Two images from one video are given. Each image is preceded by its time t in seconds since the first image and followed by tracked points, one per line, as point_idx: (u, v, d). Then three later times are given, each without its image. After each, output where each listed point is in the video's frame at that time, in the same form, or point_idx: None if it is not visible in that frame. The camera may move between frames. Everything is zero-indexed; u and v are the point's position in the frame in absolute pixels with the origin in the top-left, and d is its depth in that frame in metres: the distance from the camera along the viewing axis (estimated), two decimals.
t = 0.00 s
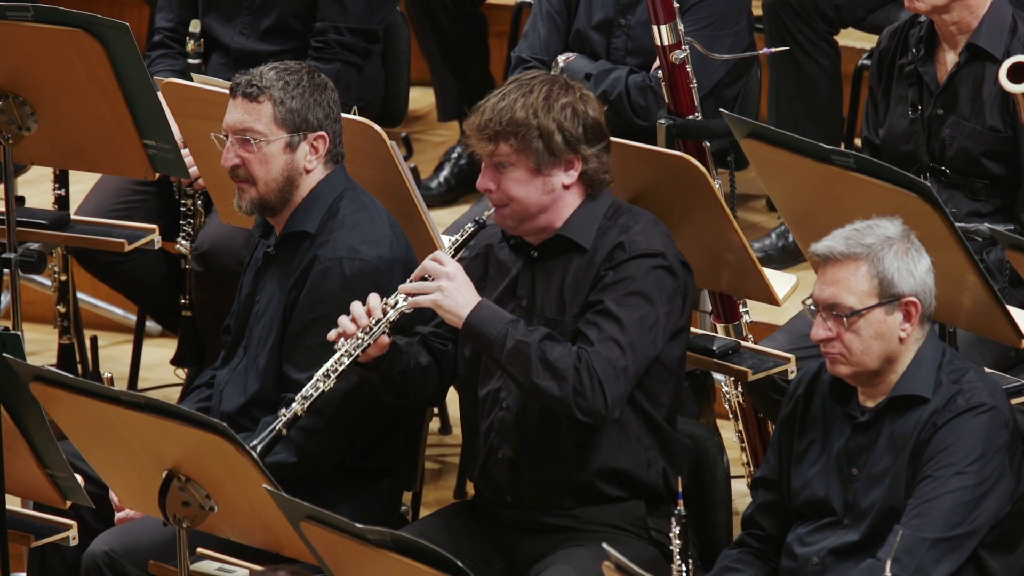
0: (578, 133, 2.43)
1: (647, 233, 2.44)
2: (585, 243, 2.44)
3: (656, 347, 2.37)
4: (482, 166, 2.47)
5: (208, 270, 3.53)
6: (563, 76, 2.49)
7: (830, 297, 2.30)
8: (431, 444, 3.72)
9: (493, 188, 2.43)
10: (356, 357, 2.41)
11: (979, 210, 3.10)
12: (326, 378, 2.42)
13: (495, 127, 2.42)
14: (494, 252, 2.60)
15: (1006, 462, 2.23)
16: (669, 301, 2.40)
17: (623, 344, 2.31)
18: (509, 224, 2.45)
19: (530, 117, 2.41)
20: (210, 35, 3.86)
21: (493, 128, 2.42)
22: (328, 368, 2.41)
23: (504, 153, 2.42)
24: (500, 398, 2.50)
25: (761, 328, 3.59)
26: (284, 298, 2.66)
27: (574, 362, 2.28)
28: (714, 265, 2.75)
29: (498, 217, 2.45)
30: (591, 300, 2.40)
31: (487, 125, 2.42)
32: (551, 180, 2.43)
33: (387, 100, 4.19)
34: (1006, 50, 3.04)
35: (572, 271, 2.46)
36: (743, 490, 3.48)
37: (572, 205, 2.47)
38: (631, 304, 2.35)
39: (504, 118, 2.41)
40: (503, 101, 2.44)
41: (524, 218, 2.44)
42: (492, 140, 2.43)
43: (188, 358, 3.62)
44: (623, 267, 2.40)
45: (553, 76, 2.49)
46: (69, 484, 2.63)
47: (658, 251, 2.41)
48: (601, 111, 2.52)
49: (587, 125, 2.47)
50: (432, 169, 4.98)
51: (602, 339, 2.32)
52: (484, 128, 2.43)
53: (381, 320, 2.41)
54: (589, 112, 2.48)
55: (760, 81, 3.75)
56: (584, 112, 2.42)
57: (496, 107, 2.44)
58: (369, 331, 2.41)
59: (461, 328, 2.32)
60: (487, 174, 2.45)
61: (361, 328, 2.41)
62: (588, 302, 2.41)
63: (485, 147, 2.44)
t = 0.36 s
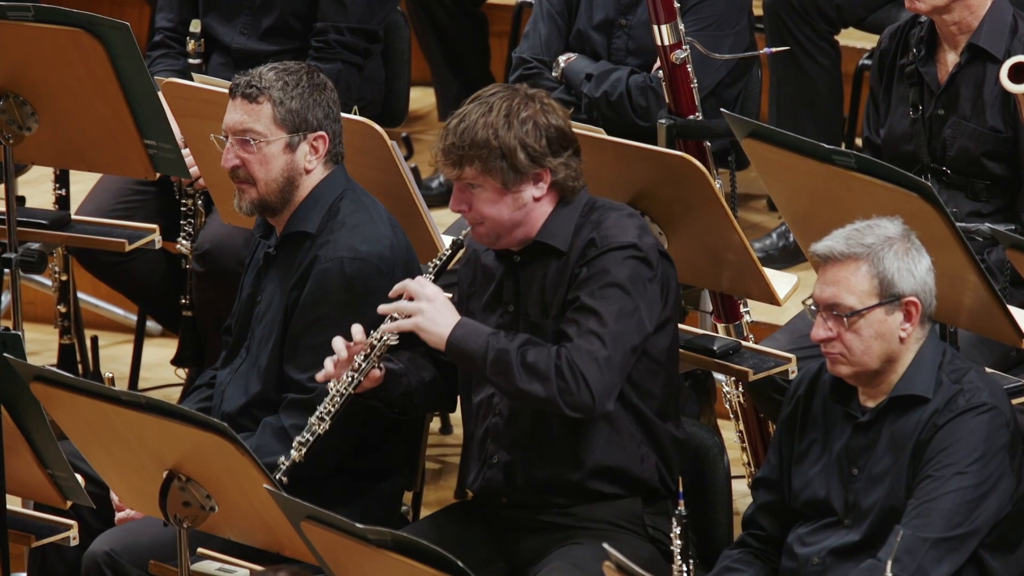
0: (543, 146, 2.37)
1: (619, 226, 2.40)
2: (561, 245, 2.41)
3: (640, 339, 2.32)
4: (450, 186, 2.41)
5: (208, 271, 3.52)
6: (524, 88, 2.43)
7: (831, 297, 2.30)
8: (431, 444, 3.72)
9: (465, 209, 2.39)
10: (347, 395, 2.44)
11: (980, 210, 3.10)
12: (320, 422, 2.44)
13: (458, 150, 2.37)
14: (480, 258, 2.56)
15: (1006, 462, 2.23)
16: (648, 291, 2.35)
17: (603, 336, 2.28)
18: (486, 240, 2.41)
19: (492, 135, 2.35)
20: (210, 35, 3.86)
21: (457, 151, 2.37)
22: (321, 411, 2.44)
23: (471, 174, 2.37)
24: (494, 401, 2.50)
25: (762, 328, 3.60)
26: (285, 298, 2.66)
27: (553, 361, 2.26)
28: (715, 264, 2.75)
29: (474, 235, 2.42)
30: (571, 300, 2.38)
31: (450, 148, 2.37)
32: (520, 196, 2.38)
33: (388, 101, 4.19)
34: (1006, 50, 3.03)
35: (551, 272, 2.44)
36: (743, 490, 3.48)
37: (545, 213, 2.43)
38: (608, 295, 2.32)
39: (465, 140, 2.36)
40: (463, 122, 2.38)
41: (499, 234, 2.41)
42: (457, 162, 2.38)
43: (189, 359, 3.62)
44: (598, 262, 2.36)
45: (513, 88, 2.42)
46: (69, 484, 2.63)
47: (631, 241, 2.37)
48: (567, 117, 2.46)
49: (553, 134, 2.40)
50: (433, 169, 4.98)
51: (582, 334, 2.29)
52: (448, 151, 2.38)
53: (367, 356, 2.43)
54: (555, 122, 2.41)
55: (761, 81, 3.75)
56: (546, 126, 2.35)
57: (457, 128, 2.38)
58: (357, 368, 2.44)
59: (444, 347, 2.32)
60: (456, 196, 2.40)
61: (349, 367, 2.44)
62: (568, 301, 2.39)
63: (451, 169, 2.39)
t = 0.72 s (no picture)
0: (523, 172, 2.33)
1: (605, 263, 2.35)
2: (546, 276, 2.37)
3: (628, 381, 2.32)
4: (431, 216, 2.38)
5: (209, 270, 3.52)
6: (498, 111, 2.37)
7: (833, 297, 2.30)
8: (433, 444, 3.72)
9: (447, 239, 2.35)
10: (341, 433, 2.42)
11: (981, 210, 3.10)
12: (315, 460, 2.42)
13: (436, 181, 2.32)
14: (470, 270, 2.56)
15: (1008, 461, 2.23)
16: (635, 329, 2.33)
17: (593, 394, 2.27)
18: (470, 268, 2.38)
19: (468, 166, 2.31)
20: (212, 35, 3.86)
21: (434, 183, 2.32)
22: (314, 449, 2.42)
23: (449, 205, 2.33)
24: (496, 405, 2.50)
25: (764, 328, 3.60)
26: (287, 299, 2.66)
27: (544, 423, 2.29)
28: (716, 264, 2.75)
29: (458, 260, 2.39)
30: (557, 339, 2.35)
31: (427, 180, 2.32)
32: (500, 224, 2.34)
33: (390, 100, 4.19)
34: (1008, 50, 3.03)
35: (538, 304, 2.40)
36: (745, 490, 3.48)
37: (530, 237, 2.39)
38: (597, 346, 2.30)
39: (442, 173, 2.31)
40: (438, 153, 2.34)
41: (484, 259, 2.37)
42: (436, 193, 2.33)
43: (191, 359, 3.62)
44: (585, 306, 2.32)
45: (488, 113, 2.37)
46: (70, 484, 2.64)
47: (617, 282, 2.33)
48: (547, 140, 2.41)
49: (531, 160, 2.35)
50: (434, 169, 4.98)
51: (571, 392, 2.28)
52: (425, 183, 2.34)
53: (359, 395, 2.42)
54: (532, 146, 2.37)
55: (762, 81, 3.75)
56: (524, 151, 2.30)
57: (433, 161, 2.33)
58: (350, 408, 2.42)
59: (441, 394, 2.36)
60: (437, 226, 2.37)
61: (342, 407, 2.42)
62: (554, 344, 2.36)
63: (429, 201, 2.35)
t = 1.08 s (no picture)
0: (551, 187, 2.35)
1: (636, 289, 2.38)
2: (574, 298, 2.39)
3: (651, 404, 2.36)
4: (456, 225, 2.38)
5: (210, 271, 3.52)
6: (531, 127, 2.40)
7: (834, 298, 2.30)
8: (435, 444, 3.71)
9: (469, 247, 2.36)
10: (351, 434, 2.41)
11: (983, 210, 3.10)
12: (323, 461, 2.44)
13: (464, 191, 2.34)
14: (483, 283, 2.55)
15: (1010, 461, 2.23)
16: (664, 354, 2.37)
17: (621, 419, 2.31)
18: (490, 277, 2.39)
19: (498, 177, 2.32)
20: (214, 34, 3.85)
21: (463, 192, 2.34)
22: (323, 450, 2.43)
23: (476, 215, 2.34)
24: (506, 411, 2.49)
25: (766, 328, 3.60)
26: (288, 299, 2.66)
27: (571, 444, 2.30)
28: (718, 264, 2.75)
29: (478, 270, 2.39)
30: (586, 362, 2.37)
31: (455, 188, 2.34)
32: (526, 239, 2.34)
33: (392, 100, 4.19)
34: (1010, 50, 3.02)
35: (564, 325, 2.41)
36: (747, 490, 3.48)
37: (554, 254, 2.40)
38: (627, 371, 2.33)
39: (471, 183, 2.32)
40: (470, 164, 2.35)
41: (504, 271, 2.38)
42: (463, 203, 2.35)
43: (193, 358, 3.61)
44: (616, 332, 2.35)
45: (520, 129, 2.40)
46: (72, 483, 2.63)
47: (649, 309, 2.36)
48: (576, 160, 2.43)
49: (560, 177, 2.37)
50: (436, 168, 4.98)
51: (599, 416, 2.31)
52: (455, 191, 2.35)
53: (372, 397, 2.38)
54: (562, 163, 2.39)
55: (764, 81, 3.75)
56: (556, 166, 2.32)
57: (462, 171, 2.35)
58: (362, 410, 2.39)
59: (458, 400, 2.32)
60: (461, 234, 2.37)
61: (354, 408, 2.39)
62: (582, 367, 2.39)
63: (457, 210, 2.36)
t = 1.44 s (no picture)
0: (592, 185, 2.37)
1: (665, 289, 2.40)
2: (600, 297, 2.40)
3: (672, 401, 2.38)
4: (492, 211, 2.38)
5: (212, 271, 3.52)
6: (578, 122, 2.41)
7: (837, 297, 2.30)
8: (437, 445, 3.71)
9: (503, 236, 2.36)
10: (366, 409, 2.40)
11: (986, 211, 3.10)
12: (336, 433, 2.42)
13: (508, 179, 2.34)
14: (502, 280, 2.56)
15: (1013, 461, 2.23)
16: (688, 354, 2.39)
17: (642, 412, 2.32)
18: (518, 267, 2.40)
19: (545, 170, 2.33)
20: (215, 34, 3.85)
21: (506, 180, 2.34)
22: (337, 422, 2.41)
23: (517, 205, 2.34)
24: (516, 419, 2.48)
25: (769, 329, 3.60)
26: (290, 299, 2.66)
27: (593, 431, 2.30)
28: (720, 264, 2.76)
29: (506, 259, 2.40)
30: (610, 356, 2.40)
31: (499, 176, 2.34)
32: (563, 234, 2.36)
33: (394, 100, 4.19)
34: (1013, 49, 3.02)
35: (588, 323, 2.43)
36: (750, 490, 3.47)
37: (584, 252, 2.42)
38: (651, 366, 2.35)
39: (516, 172, 2.33)
40: (516, 153, 2.35)
41: (533, 263, 2.39)
42: (504, 191, 2.35)
43: (194, 359, 3.60)
44: (642, 329, 2.38)
45: (567, 122, 2.41)
46: (74, 484, 2.63)
47: (677, 309, 2.38)
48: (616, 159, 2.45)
49: (601, 176, 2.39)
50: (438, 168, 4.98)
51: (620, 407, 2.33)
52: (497, 179, 2.35)
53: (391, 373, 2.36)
54: (605, 160, 2.40)
55: (767, 81, 3.75)
56: (601, 165, 2.35)
57: (508, 159, 2.35)
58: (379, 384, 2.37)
59: (478, 384, 2.30)
60: (497, 221, 2.37)
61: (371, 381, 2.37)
62: (605, 362, 2.41)
63: (497, 198, 2.36)
